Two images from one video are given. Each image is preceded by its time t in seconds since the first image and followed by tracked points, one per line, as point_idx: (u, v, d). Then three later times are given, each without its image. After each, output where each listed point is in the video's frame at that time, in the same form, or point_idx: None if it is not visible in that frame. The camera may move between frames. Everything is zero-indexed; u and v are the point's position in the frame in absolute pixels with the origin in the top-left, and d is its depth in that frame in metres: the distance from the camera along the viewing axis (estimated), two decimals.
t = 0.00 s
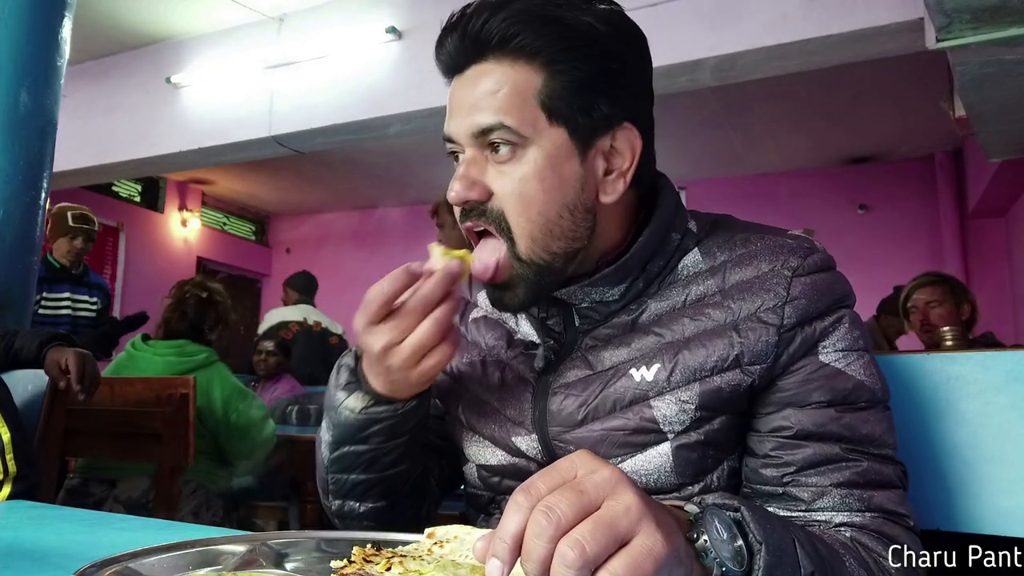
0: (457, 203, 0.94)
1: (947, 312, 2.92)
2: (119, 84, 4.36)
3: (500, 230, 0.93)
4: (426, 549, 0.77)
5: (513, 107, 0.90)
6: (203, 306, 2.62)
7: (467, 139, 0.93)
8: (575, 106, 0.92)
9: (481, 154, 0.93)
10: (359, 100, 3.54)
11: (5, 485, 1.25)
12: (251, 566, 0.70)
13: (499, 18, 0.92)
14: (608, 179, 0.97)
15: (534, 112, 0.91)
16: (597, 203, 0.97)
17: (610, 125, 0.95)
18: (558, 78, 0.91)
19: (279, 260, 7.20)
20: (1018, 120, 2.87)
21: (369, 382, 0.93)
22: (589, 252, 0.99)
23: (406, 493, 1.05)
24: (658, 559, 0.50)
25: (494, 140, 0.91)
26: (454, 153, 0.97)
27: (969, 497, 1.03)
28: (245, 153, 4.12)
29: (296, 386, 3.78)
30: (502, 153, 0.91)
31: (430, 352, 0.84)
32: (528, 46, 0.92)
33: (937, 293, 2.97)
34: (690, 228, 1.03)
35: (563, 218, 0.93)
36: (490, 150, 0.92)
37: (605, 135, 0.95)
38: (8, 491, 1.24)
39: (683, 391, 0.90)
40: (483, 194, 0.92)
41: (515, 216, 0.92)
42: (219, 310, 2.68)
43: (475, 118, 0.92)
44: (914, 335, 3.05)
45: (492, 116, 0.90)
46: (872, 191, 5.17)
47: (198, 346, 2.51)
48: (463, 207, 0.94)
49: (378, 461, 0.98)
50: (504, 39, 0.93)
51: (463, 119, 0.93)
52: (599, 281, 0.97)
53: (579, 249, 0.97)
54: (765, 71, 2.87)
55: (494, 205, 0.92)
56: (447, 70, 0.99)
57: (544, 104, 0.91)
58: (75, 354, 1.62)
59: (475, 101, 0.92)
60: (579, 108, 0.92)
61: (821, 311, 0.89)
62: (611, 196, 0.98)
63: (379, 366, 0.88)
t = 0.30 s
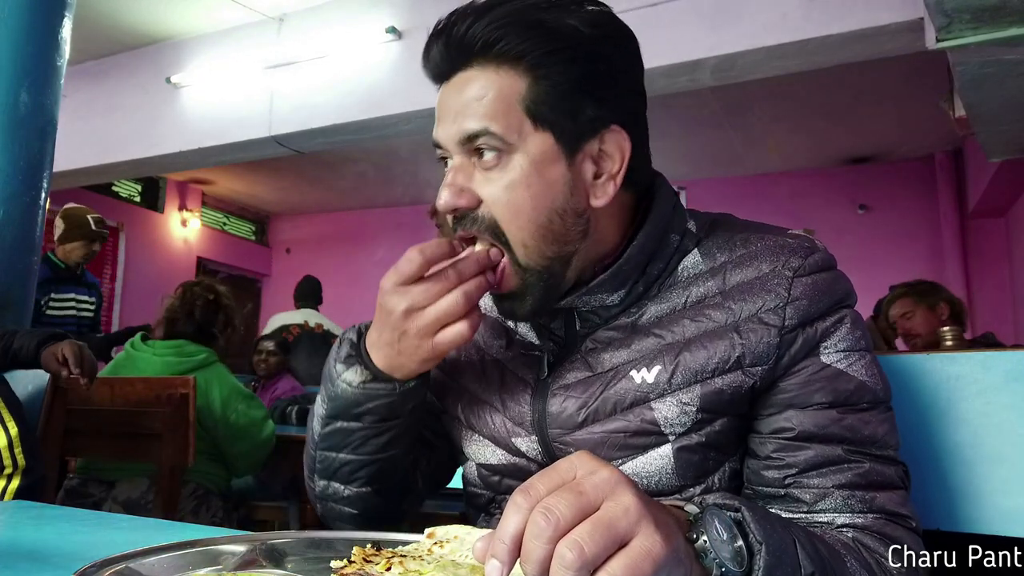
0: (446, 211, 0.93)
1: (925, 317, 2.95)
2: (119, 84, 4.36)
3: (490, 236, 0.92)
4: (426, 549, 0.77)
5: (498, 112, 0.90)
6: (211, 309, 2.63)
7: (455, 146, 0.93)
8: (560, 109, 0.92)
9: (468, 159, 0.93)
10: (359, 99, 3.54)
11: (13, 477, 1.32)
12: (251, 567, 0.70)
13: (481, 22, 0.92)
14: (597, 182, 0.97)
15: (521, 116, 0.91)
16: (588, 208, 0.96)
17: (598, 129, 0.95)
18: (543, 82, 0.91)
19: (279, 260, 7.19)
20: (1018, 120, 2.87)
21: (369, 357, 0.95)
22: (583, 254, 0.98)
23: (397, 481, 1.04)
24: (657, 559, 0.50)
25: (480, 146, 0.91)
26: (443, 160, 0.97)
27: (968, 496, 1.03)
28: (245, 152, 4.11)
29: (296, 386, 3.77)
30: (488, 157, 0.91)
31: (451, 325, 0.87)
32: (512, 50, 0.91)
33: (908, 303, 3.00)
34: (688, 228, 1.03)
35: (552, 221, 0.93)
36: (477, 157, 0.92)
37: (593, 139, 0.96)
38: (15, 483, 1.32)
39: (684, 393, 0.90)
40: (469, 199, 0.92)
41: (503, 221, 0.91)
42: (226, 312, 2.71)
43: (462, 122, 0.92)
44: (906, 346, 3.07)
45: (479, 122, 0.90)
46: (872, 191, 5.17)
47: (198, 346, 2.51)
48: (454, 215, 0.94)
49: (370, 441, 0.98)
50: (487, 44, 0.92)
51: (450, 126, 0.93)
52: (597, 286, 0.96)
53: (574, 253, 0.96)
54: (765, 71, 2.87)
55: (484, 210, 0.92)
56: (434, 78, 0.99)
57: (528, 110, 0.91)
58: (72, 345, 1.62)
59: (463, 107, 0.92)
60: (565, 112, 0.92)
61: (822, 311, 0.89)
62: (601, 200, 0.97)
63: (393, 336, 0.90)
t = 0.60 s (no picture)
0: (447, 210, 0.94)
1: (906, 325, 2.95)
2: (118, 84, 4.36)
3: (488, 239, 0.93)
4: (426, 549, 0.77)
5: (497, 114, 0.90)
6: (197, 300, 2.63)
7: (455, 146, 0.93)
8: (559, 108, 0.92)
9: (467, 160, 0.93)
10: (359, 99, 3.54)
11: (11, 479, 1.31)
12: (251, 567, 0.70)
13: (480, 25, 0.92)
14: (596, 179, 0.97)
15: (518, 116, 0.90)
16: (583, 206, 0.96)
17: (595, 127, 0.95)
18: (541, 83, 0.91)
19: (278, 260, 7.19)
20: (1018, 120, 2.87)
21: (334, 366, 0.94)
22: (580, 253, 0.99)
23: (385, 488, 1.02)
24: (656, 561, 0.50)
25: (479, 147, 0.91)
26: (446, 160, 0.98)
27: (967, 496, 1.03)
28: (245, 152, 4.11)
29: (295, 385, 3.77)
30: (487, 157, 0.91)
31: (397, 332, 0.83)
32: (509, 52, 0.91)
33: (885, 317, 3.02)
34: (690, 227, 1.03)
35: (549, 221, 0.93)
36: (478, 158, 0.92)
37: (591, 137, 0.95)
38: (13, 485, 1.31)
39: (685, 386, 0.90)
40: (467, 199, 0.92)
41: (497, 220, 0.92)
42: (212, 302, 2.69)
43: (461, 123, 0.92)
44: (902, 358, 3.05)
45: (478, 123, 0.90)
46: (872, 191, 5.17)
47: (197, 346, 2.51)
48: (453, 215, 0.95)
49: (345, 449, 0.97)
50: (485, 46, 0.92)
51: (451, 126, 0.93)
52: (596, 279, 0.96)
53: (566, 252, 0.96)
54: (765, 71, 2.87)
55: (482, 213, 0.92)
56: (436, 78, 0.99)
57: (527, 110, 0.91)
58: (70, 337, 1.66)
59: (462, 108, 0.92)
60: (562, 111, 0.92)
61: (822, 307, 0.89)
62: (600, 197, 0.97)
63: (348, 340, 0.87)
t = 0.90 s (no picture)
0: (467, 194, 0.99)
1: (902, 327, 2.95)
2: (119, 84, 4.36)
3: (495, 225, 0.97)
4: (425, 549, 0.77)
5: (519, 107, 0.94)
6: (206, 306, 2.66)
7: (480, 134, 0.97)
8: (576, 103, 0.94)
9: (488, 147, 0.97)
10: (359, 99, 3.54)
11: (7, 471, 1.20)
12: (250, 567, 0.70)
13: (509, 20, 0.96)
14: (609, 173, 0.98)
15: (538, 108, 0.94)
16: (595, 198, 0.98)
17: (612, 122, 0.97)
18: (562, 77, 0.93)
19: (278, 260, 7.19)
20: (1018, 120, 2.87)
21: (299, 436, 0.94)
22: (591, 245, 1.01)
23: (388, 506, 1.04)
24: (654, 562, 0.50)
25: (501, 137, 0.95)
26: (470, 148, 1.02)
27: (966, 497, 1.03)
28: (245, 153, 4.11)
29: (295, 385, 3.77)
30: (506, 147, 0.95)
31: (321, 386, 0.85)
32: (533, 47, 0.95)
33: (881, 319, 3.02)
34: (699, 229, 1.04)
35: (559, 209, 0.96)
36: (499, 147, 0.96)
37: (607, 132, 0.97)
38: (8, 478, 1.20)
39: (689, 374, 0.91)
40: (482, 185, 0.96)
41: (508, 207, 0.96)
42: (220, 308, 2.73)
43: (485, 113, 0.96)
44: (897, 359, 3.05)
45: (501, 114, 0.94)
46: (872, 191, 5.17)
47: (197, 345, 2.52)
48: (471, 199, 0.99)
49: (331, 493, 0.98)
50: (512, 41, 0.96)
51: (477, 115, 0.97)
52: (604, 271, 0.98)
53: (574, 241, 0.99)
54: (765, 71, 2.87)
55: (496, 201, 0.97)
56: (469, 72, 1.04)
57: (547, 103, 0.94)
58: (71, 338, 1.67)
59: (487, 99, 0.96)
60: (580, 107, 0.94)
61: (823, 303, 0.89)
62: (612, 190, 0.99)
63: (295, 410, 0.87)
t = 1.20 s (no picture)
0: (502, 173, 1.05)
1: (904, 319, 2.94)
2: (118, 84, 4.36)
3: (529, 199, 1.02)
4: (426, 549, 0.77)
5: (554, 92, 1.03)
6: (189, 300, 2.63)
7: (516, 118, 1.05)
8: (606, 92, 1.02)
9: (523, 132, 1.04)
10: (358, 99, 3.54)
11: None
12: (250, 566, 0.70)
13: (546, 19, 1.06)
14: (633, 161, 1.05)
15: (570, 93, 1.02)
16: (620, 183, 1.04)
17: (638, 113, 1.04)
18: (592, 68, 1.02)
19: (278, 260, 7.19)
20: (1018, 120, 2.86)
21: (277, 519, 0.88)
22: (611, 233, 1.06)
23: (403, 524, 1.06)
24: (655, 563, 0.50)
25: (535, 119, 1.03)
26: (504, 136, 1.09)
27: (966, 498, 1.03)
28: (245, 153, 4.11)
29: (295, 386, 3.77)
30: (540, 130, 1.03)
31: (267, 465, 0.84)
32: (568, 43, 1.04)
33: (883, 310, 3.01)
34: (711, 235, 1.07)
35: (587, 186, 1.02)
36: (533, 128, 1.03)
37: (632, 122, 1.04)
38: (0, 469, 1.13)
39: (696, 362, 0.93)
40: (518, 164, 1.03)
41: (541, 181, 1.02)
42: (204, 300, 2.69)
43: (521, 100, 1.05)
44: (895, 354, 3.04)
45: (537, 99, 1.03)
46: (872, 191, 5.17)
47: (197, 346, 2.52)
48: (504, 177, 1.05)
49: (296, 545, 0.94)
50: (549, 37, 1.05)
51: (514, 102, 1.06)
52: (620, 266, 1.01)
53: (601, 223, 1.04)
54: (765, 71, 2.87)
55: (529, 177, 1.03)
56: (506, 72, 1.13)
57: (579, 90, 1.02)
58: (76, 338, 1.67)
59: (525, 87, 1.05)
60: (609, 96, 1.03)
61: (825, 300, 0.91)
62: (635, 176, 1.05)
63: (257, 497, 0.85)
